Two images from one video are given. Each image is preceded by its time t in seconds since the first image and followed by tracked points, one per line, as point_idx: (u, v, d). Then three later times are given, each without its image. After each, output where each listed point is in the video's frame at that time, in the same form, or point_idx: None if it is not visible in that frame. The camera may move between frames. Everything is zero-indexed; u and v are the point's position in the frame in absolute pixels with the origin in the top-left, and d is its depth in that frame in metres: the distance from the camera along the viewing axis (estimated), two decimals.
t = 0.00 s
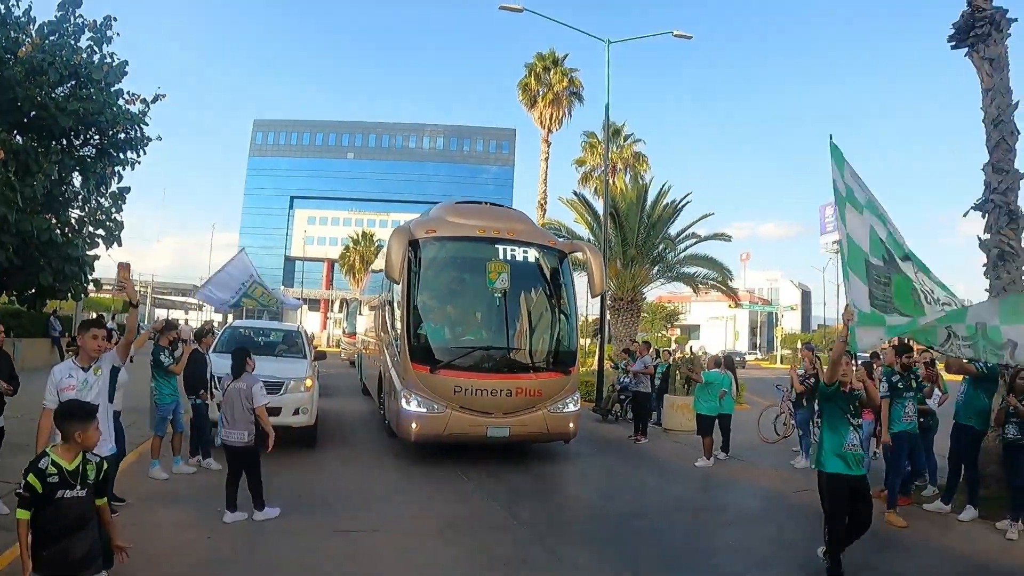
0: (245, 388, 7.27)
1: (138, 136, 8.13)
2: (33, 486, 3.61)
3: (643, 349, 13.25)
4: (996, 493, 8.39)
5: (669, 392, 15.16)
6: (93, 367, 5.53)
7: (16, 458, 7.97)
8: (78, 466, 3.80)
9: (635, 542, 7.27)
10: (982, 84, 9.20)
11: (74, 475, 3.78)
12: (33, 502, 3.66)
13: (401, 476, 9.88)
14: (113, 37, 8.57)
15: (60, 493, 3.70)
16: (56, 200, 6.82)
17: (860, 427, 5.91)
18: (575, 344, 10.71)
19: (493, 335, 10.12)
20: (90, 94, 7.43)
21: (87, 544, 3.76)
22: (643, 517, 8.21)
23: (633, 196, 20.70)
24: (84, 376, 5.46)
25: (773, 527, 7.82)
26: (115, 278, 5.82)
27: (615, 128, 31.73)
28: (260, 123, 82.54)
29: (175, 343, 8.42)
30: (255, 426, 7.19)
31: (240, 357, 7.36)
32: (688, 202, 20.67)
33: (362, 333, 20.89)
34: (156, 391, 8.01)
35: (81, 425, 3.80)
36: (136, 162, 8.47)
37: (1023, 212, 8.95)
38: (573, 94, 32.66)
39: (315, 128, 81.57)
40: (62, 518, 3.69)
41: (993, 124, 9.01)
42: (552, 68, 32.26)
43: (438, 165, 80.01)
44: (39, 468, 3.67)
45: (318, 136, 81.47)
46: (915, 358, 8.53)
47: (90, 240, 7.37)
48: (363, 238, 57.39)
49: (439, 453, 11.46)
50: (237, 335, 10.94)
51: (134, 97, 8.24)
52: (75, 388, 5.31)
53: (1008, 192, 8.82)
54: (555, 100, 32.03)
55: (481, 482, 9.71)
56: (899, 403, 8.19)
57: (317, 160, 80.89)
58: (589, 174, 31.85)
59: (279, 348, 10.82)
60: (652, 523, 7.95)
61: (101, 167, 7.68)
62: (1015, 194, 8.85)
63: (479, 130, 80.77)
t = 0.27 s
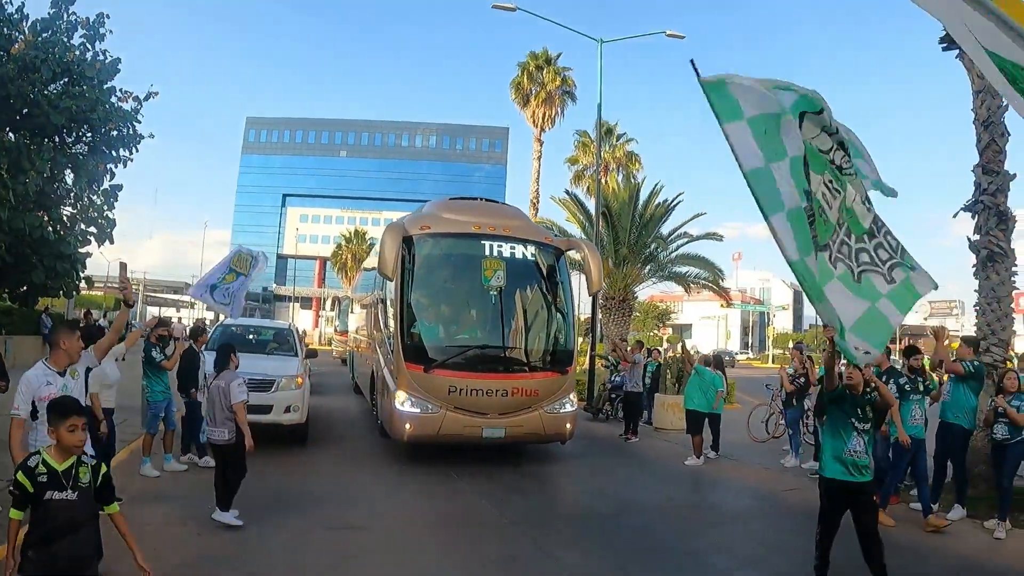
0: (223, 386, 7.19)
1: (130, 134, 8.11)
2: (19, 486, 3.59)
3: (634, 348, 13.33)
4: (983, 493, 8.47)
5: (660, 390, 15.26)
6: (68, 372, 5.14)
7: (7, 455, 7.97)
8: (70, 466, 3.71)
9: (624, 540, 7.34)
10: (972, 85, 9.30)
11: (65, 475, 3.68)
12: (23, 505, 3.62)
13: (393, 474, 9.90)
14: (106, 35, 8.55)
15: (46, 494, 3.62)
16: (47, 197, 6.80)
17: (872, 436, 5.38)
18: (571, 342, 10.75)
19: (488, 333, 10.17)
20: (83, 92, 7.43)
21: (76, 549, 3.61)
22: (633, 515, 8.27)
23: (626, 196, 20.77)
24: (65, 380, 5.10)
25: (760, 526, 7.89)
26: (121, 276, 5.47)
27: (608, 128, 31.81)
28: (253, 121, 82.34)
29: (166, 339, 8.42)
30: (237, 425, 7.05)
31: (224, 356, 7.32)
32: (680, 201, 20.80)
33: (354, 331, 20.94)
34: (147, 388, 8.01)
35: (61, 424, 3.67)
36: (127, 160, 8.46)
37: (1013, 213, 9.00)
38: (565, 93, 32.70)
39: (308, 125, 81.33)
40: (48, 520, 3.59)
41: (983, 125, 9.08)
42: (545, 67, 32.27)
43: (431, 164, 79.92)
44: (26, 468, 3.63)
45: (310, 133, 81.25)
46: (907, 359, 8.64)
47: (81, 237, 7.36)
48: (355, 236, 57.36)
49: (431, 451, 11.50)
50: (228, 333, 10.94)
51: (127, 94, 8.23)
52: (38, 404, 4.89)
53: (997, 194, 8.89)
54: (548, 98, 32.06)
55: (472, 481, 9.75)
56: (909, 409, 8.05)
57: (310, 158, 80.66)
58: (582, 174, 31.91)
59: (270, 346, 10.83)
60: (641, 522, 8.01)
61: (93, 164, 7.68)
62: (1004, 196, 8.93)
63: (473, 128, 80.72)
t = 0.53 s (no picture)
0: (209, 384, 7.20)
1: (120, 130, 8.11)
2: (9, 495, 3.39)
3: (619, 346, 13.49)
4: (960, 490, 8.71)
5: (644, 388, 15.45)
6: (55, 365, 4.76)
7: None
8: (59, 470, 3.50)
9: (610, 536, 7.47)
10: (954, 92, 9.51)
11: (54, 481, 3.48)
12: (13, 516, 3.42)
13: (381, 470, 9.98)
14: (97, 30, 8.52)
15: (36, 501, 3.43)
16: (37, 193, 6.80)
17: (885, 441, 5.40)
18: (563, 340, 10.85)
19: (480, 330, 10.26)
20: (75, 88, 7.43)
21: (74, 555, 3.43)
22: (619, 512, 8.41)
23: (612, 195, 20.95)
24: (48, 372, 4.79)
25: (742, 522, 8.07)
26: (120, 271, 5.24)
27: (594, 127, 31.99)
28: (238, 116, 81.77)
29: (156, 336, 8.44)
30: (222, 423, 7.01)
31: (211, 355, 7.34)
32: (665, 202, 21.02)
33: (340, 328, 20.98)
34: (137, 384, 8.03)
35: (44, 423, 3.47)
36: (117, 156, 8.45)
37: (992, 217, 9.23)
38: (552, 92, 32.84)
39: (293, 121, 80.88)
40: (43, 527, 3.41)
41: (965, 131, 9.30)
42: (533, 66, 32.37)
43: (417, 161, 79.80)
44: (14, 476, 3.42)
45: (295, 129, 80.81)
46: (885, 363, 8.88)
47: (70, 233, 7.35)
48: (340, 233, 57.22)
49: (420, 448, 11.59)
50: (216, 329, 10.96)
51: (118, 90, 8.22)
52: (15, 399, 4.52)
53: (978, 198, 9.12)
54: (535, 97, 32.18)
55: (460, 477, 9.85)
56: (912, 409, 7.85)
57: (295, 154, 80.23)
58: (568, 173, 32.08)
59: (258, 342, 10.86)
60: (628, 518, 8.15)
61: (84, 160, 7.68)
62: (984, 201, 9.17)
63: (459, 126, 80.67)
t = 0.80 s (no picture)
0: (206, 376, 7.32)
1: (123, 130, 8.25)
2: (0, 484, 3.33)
3: (614, 342, 13.66)
4: (947, 482, 8.92)
5: (639, 384, 15.63)
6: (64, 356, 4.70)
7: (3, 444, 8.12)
8: (52, 460, 3.44)
9: (604, 526, 7.65)
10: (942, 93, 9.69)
11: (46, 471, 3.41)
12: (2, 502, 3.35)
13: (379, 464, 10.15)
14: (99, 31, 8.66)
15: (28, 490, 3.37)
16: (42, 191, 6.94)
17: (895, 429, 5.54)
18: (564, 336, 10.98)
19: (481, 325, 10.42)
20: (79, 89, 7.57)
21: (65, 546, 3.36)
22: (613, 503, 8.60)
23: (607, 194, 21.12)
24: (62, 363, 4.66)
25: (732, 513, 8.26)
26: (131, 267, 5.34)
27: (590, 126, 32.14)
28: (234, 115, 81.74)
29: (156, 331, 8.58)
30: (217, 417, 7.14)
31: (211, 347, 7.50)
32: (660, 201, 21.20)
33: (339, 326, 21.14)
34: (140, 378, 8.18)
35: (37, 413, 3.43)
36: (120, 155, 8.59)
37: (979, 215, 9.42)
38: (548, 91, 32.99)
39: (289, 120, 80.88)
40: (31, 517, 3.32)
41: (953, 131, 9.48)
42: (529, 65, 32.49)
43: (413, 160, 79.86)
44: (8, 462, 3.37)
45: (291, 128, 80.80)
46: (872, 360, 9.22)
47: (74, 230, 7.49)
48: (337, 232, 57.32)
49: (417, 443, 11.77)
50: (217, 325, 11.10)
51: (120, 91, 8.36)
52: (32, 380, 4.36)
53: (964, 197, 9.31)
54: (532, 97, 32.32)
55: (457, 471, 10.02)
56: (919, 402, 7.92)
57: (291, 153, 80.23)
58: (564, 172, 32.24)
59: (259, 338, 11.00)
60: (621, 509, 8.33)
61: (88, 159, 7.82)
62: (971, 199, 9.36)
63: (455, 125, 80.74)
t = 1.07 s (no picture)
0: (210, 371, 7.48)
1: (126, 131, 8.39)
2: (4, 477, 3.39)
3: (610, 340, 13.83)
4: (936, 480, 9.08)
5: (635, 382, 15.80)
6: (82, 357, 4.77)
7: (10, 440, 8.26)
8: (51, 456, 3.51)
9: (598, 519, 7.81)
10: (932, 95, 9.86)
11: (45, 467, 3.48)
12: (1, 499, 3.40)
13: (378, 460, 10.31)
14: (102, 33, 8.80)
15: (29, 484, 3.41)
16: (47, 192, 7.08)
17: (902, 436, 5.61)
18: (567, 333, 11.09)
19: (485, 322, 10.57)
20: (83, 91, 7.71)
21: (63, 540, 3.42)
22: (607, 497, 8.76)
23: (604, 193, 21.27)
24: (79, 366, 4.72)
25: (724, 507, 8.44)
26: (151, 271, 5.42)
27: (587, 125, 32.28)
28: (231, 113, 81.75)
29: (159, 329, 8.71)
30: (223, 414, 7.28)
31: (214, 345, 7.64)
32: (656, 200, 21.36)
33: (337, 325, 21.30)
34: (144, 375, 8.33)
35: (34, 406, 3.49)
36: (122, 156, 8.73)
37: (968, 216, 9.59)
38: (546, 90, 33.12)
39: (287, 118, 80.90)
40: (33, 508, 3.34)
41: (942, 133, 9.66)
42: (527, 64, 32.61)
43: (411, 158, 79.92)
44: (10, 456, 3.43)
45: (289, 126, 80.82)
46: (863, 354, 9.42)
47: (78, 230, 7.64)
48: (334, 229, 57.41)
49: (416, 440, 11.94)
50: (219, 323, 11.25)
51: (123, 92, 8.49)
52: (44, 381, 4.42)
53: (953, 198, 9.49)
54: (529, 96, 32.46)
55: (454, 466, 10.18)
56: (923, 402, 7.46)
57: (289, 151, 80.26)
58: (562, 171, 32.38)
59: (260, 336, 11.15)
60: (615, 503, 8.49)
61: (92, 160, 7.96)
62: (960, 200, 9.53)
63: (453, 123, 80.80)
